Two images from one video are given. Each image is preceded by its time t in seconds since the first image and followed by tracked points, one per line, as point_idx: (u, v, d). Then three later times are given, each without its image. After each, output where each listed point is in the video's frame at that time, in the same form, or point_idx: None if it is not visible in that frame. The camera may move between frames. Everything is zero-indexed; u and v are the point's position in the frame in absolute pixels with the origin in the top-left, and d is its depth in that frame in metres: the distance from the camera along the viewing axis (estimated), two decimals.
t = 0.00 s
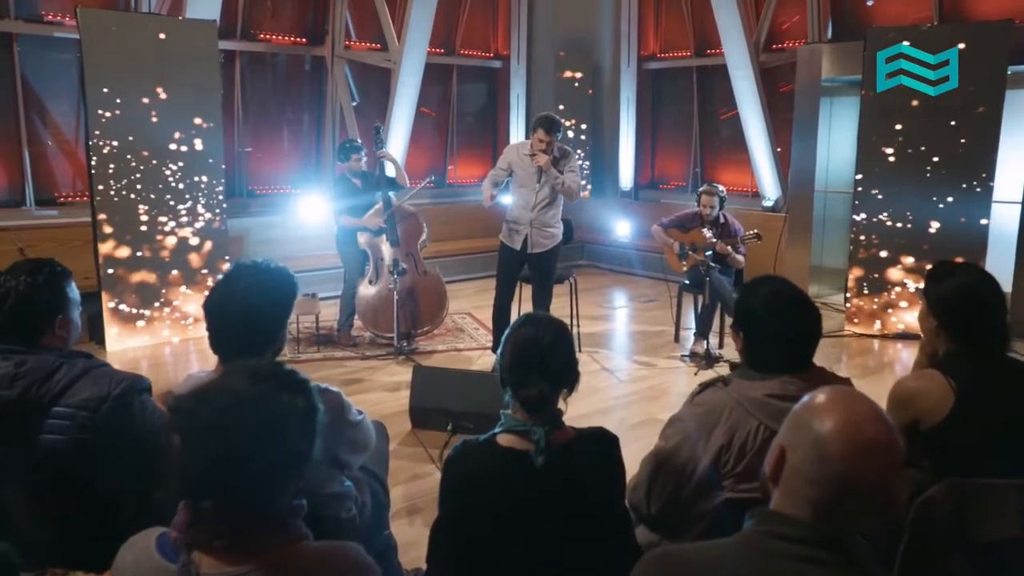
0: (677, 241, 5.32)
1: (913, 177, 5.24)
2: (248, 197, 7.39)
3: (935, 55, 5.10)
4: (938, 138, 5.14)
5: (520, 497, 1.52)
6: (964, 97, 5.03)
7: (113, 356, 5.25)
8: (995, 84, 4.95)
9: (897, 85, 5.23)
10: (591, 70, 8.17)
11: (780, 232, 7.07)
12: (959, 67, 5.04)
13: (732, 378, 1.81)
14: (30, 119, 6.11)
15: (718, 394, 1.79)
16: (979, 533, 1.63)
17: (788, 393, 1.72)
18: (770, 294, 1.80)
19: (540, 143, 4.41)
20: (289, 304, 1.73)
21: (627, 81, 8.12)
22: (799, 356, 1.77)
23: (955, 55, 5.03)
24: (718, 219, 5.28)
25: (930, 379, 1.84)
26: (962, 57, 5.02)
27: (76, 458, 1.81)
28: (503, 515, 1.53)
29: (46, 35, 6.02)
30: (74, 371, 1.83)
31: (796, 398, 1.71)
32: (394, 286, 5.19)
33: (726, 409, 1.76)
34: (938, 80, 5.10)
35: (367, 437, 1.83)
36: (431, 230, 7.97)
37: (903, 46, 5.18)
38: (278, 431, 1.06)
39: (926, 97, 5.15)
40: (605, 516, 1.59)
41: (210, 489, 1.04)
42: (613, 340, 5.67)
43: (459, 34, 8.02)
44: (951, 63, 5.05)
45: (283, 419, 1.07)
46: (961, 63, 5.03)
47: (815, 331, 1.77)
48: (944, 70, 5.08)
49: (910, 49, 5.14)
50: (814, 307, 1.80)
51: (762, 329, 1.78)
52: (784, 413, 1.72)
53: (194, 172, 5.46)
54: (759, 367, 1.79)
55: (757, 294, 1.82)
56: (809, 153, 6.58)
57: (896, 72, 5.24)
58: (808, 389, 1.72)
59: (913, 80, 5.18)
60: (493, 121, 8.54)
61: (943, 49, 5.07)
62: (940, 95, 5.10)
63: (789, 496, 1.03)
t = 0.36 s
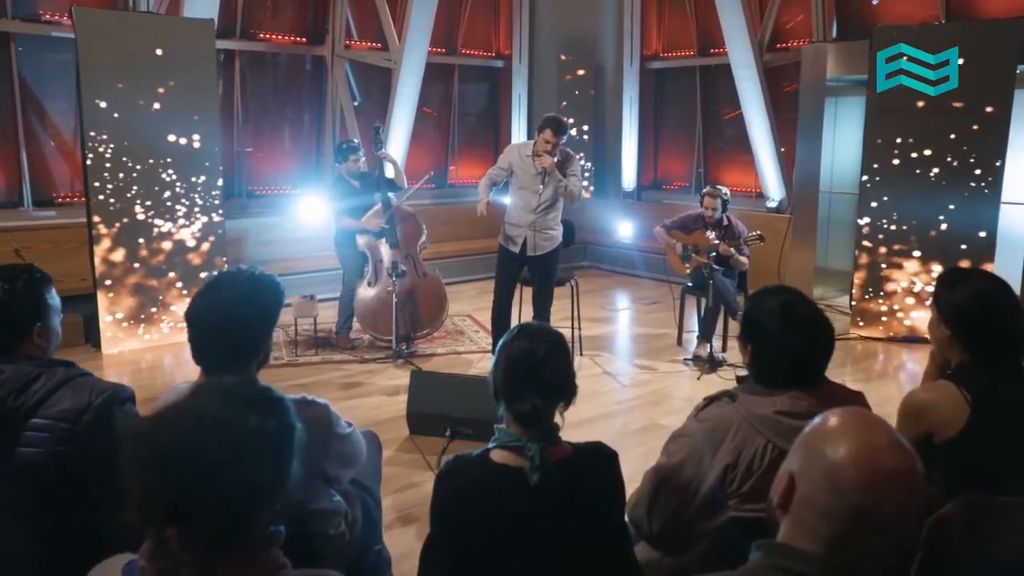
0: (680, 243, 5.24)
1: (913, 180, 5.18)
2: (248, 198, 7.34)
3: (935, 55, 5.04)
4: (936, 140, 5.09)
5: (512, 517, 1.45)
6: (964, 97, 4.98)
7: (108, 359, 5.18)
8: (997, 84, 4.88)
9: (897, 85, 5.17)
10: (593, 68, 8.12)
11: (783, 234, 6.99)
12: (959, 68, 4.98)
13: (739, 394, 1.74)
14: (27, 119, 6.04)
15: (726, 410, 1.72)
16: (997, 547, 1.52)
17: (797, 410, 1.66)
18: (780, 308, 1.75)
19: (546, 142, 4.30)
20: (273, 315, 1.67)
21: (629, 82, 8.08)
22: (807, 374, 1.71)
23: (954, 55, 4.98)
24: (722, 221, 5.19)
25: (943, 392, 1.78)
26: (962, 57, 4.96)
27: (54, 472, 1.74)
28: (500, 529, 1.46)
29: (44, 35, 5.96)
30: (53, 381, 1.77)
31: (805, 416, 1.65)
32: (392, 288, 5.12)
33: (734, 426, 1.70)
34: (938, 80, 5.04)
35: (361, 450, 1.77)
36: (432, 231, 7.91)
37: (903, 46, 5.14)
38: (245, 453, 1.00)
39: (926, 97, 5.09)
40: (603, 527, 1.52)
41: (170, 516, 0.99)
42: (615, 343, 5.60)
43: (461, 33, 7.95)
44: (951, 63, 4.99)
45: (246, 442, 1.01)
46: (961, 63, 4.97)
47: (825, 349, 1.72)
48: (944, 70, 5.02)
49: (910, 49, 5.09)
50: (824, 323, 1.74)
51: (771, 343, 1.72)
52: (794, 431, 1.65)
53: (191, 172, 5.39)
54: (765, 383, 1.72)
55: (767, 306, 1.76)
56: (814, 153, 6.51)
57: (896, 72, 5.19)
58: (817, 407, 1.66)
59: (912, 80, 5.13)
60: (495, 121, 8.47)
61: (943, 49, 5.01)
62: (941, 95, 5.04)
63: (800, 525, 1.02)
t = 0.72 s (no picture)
0: (683, 245, 5.17)
1: (916, 184, 5.12)
2: (248, 198, 7.27)
3: (935, 55, 4.98)
4: (937, 142, 5.03)
5: (504, 536, 1.38)
6: (963, 98, 4.93)
7: (104, 362, 5.12)
8: (1000, 84, 4.82)
9: (897, 85, 5.11)
10: (597, 68, 8.00)
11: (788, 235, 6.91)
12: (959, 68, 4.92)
13: (739, 401, 1.66)
14: (26, 120, 5.99)
15: (726, 418, 1.64)
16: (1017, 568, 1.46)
17: (800, 417, 1.58)
18: (778, 312, 1.67)
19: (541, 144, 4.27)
20: (260, 322, 1.59)
21: (633, 81, 7.97)
22: (810, 379, 1.64)
23: (954, 55, 4.91)
24: (725, 223, 5.13)
25: (957, 405, 1.71)
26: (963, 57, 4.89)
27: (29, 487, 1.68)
28: (493, 545, 1.39)
29: (42, 35, 5.91)
30: (30, 392, 1.71)
31: (809, 424, 1.58)
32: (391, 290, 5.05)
33: (735, 434, 1.62)
34: (938, 80, 4.98)
35: (350, 460, 1.70)
36: (432, 232, 7.85)
37: (903, 46, 5.07)
38: (205, 483, 0.93)
39: (926, 97, 5.03)
40: (602, 537, 1.45)
41: (127, 553, 0.91)
42: (618, 347, 5.52)
43: (462, 32, 7.88)
44: (951, 63, 4.93)
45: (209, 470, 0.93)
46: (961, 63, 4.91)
47: (828, 352, 1.64)
48: (944, 70, 4.96)
49: (910, 49, 5.03)
50: (824, 323, 1.66)
51: (772, 347, 1.64)
52: (797, 438, 1.58)
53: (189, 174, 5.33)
54: (767, 390, 1.64)
55: (767, 308, 1.68)
56: (818, 154, 6.43)
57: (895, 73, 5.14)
58: (822, 414, 1.59)
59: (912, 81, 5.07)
60: (497, 121, 8.40)
61: (943, 49, 4.95)
62: (940, 95, 4.98)
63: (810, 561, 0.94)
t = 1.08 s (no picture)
0: (688, 247, 5.10)
1: (924, 185, 5.04)
2: (251, 198, 7.21)
3: (935, 55, 4.93)
4: (952, 135, 4.93)
5: (499, 558, 1.31)
6: (971, 98, 4.85)
7: (103, 363, 5.07)
8: (1007, 85, 4.75)
9: (897, 85, 5.06)
10: (601, 68, 8.05)
11: (795, 236, 6.84)
12: (959, 67, 4.86)
13: (745, 414, 1.59)
14: (27, 119, 5.93)
15: (731, 431, 1.57)
16: None
17: (809, 432, 1.51)
18: (790, 311, 1.61)
19: (519, 159, 4.24)
20: (244, 330, 1.52)
21: (638, 81, 7.90)
22: (821, 391, 1.57)
23: (954, 55, 4.85)
24: (731, 225, 5.04)
25: (974, 423, 1.65)
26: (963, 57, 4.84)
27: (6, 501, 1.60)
28: (487, 568, 1.32)
29: (42, 34, 5.85)
30: (11, 401, 1.65)
31: (818, 439, 1.51)
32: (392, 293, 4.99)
33: (740, 449, 1.54)
34: (938, 80, 4.93)
35: (339, 472, 1.63)
36: (435, 233, 7.79)
37: (902, 46, 5.02)
38: (167, 517, 0.86)
39: (926, 97, 4.98)
40: (600, 554, 1.38)
41: None
42: (622, 350, 5.45)
43: (466, 32, 7.82)
44: (950, 63, 4.88)
45: (175, 497, 0.87)
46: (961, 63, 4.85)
47: (839, 362, 1.57)
48: (944, 70, 4.91)
49: (910, 49, 4.98)
50: (839, 331, 1.60)
51: (785, 358, 1.57)
52: (804, 453, 1.51)
53: (188, 176, 5.27)
54: (778, 398, 1.58)
55: (777, 313, 1.61)
56: (824, 156, 6.36)
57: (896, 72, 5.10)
58: (831, 429, 1.52)
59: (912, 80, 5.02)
60: (502, 122, 8.33)
61: (943, 49, 4.89)
62: (941, 95, 4.93)
63: None
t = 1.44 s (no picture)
0: (695, 249, 5.02)
1: (939, 185, 4.94)
2: (255, 199, 7.16)
3: (935, 55, 4.87)
4: (966, 132, 4.83)
5: None
6: (984, 97, 4.76)
7: (103, 367, 5.02)
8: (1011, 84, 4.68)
9: (897, 85, 5.01)
10: (607, 69, 7.94)
11: (804, 238, 6.75)
12: (958, 69, 4.81)
13: (755, 433, 1.52)
14: (29, 120, 5.89)
15: (739, 452, 1.50)
16: None
17: (822, 454, 1.44)
18: (805, 322, 1.56)
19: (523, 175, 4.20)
20: (225, 343, 1.45)
21: (645, 80, 7.84)
22: (837, 411, 1.51)
23: (954, 54, 4.80)
24: (739, 227, 4.96)
25: (992, 440, 1.62)
26: (963, 57, 4.78)
27: None
28: None
29: (45, 34, 5.81)
30: None
31: (833, 461, 1.44)
32: (395, 296, 4.92)
33: (748, 470, 1.47)
34: (937, 80, 4.88)
35: (328, 490, 1.57)
36: (440, 234, 7.73)
37: (902, 46, 4.98)
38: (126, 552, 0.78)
39: (925, 97, 4.93)
40: None
41: None
42: (628, 354, 5.37)
43: (472, 32, 7.74)
44: (950, 64, 4.82)
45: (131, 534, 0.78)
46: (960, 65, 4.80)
47: (857, 379, 1.51)
48: (943, 70, 4.85)
49: (910, 49, 4.94)
50: (857, 348, 1.54)
51: (798, 374, 1.52)
52: (817, 477, 1.44)
53: (189, 178, 5.22)
54: (789, 417, 1.52)
55: (790, 326, 1.55)
56: (834, 156, 6.27)
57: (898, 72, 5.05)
58: (845, 450, 1.45)
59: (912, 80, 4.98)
60: (509, 122, 8.26)
61: (943, 49, 4.84)
62: (941, 95, 4.88)
63: None
